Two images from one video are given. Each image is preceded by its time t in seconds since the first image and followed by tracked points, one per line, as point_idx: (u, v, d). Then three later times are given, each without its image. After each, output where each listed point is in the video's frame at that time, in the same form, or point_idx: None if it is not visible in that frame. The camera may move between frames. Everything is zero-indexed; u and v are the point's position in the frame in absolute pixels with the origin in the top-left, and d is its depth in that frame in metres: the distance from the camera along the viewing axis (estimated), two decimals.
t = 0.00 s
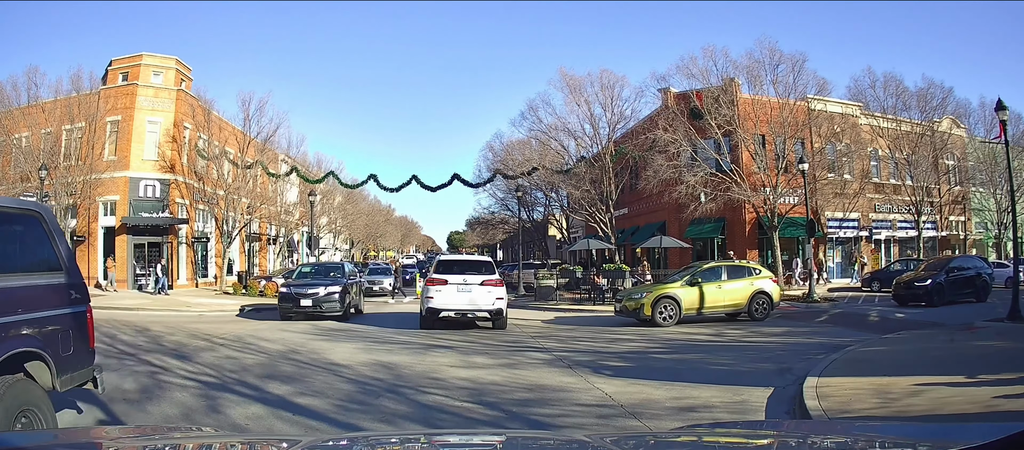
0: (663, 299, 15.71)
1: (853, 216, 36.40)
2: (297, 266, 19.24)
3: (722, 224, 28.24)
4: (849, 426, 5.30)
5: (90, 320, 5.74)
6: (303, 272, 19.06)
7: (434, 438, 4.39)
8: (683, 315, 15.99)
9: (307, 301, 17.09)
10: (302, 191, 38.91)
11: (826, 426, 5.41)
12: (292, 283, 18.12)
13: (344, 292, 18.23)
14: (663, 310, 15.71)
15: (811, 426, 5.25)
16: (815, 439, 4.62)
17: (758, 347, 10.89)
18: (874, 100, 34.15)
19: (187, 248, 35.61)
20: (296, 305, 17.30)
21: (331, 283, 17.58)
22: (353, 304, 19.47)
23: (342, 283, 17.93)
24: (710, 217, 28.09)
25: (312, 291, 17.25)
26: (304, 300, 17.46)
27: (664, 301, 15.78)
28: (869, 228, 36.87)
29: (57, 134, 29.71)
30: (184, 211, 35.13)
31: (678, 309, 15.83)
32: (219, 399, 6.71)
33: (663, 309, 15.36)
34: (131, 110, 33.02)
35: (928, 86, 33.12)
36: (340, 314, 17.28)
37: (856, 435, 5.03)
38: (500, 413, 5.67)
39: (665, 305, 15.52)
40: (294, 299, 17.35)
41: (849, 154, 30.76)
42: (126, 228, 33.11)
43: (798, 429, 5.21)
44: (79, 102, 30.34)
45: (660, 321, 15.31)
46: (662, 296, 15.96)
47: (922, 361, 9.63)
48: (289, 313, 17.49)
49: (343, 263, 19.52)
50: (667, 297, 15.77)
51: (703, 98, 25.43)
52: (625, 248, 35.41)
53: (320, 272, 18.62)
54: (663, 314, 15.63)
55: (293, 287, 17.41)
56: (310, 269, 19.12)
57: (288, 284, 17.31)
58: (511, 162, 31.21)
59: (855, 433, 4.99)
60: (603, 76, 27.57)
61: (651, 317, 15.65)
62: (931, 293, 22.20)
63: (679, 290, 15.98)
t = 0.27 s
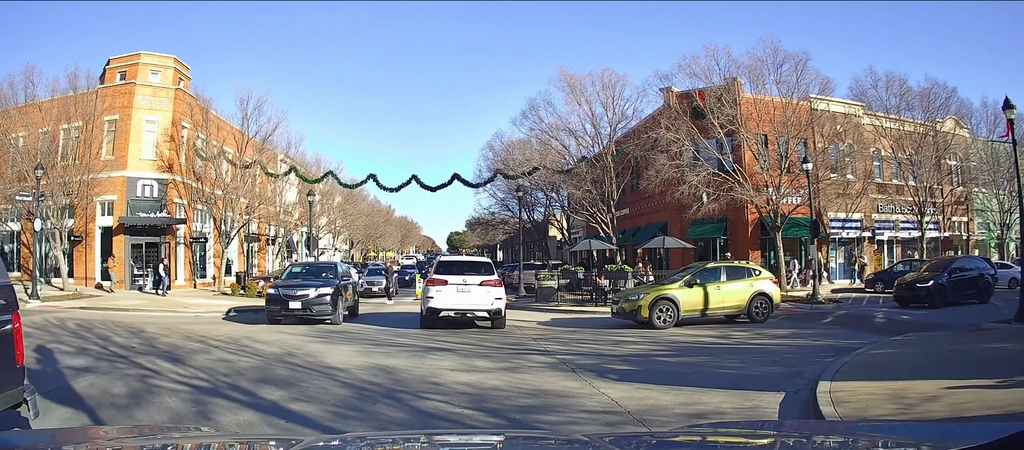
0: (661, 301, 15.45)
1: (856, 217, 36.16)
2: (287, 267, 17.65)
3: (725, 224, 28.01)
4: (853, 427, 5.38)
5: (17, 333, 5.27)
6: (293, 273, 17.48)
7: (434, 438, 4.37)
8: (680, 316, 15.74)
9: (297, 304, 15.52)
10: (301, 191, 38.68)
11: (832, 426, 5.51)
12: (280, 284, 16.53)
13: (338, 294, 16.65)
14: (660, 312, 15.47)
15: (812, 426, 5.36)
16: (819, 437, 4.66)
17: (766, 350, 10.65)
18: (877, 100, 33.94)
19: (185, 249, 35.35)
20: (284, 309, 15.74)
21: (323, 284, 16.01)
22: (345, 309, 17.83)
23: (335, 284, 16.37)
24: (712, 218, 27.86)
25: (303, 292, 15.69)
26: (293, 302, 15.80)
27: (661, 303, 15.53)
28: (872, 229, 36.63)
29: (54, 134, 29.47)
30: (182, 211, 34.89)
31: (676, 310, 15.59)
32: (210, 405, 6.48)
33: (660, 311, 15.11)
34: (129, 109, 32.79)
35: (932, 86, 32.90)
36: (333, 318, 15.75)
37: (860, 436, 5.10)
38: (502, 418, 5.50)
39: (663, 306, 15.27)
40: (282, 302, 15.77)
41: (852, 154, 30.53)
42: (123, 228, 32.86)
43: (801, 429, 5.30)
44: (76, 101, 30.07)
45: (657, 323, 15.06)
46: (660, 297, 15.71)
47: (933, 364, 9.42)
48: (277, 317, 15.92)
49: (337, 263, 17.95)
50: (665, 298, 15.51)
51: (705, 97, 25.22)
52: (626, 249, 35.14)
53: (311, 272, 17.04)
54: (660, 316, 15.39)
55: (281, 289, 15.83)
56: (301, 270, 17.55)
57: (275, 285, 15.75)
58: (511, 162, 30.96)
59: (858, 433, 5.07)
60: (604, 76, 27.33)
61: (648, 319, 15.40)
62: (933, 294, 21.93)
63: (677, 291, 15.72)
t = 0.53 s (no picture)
0: (658, 302, 15.18)
1: (858, 216, 35.91)
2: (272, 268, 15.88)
3: (727, 225, 27.76)
4: (866, 428, 5.26)
5: None
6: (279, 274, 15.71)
7: (433, 437, 4.37)
8: (679, 318, 15.46)
9: (284, 310, 13.88)
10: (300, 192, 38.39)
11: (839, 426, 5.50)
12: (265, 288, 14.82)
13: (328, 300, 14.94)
14: (658, 314, 15.20)
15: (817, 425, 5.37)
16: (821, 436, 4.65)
17: (774, 353, 10.36)
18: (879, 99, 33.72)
19: (182, 250, 35.05)
20: (269, 315, 14.08)
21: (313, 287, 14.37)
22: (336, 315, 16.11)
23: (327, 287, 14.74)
24: (714, 218, 27.63)
25: (290, 297, 14.03)
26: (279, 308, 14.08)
27: (659, 304, 15.26)
28: (874, 228, 36.37)
29: (51, 135, 29.19)
30: (180, 213, 34.59)
31: (674, 313, 15.30)
32: (198, 413, 6.20)
33: (658, 313, 14.83)
34: (126, 110, 32.52)
35: (934, 85, 32.71)
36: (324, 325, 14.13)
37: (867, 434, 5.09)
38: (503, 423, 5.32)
39: (661, 308, 14.99)
40: (267, 307, 14.11)
41: (854, 154, 30.31)
42: (120, 229, 32.58)
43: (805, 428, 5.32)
44: (72, 102, 29.76)
45: (655, 326, 14.77)
46: (658, 299, 15.44)
47: (948, 366, 9.14)
48: (262, 324, 14.26)
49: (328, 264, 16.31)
50: (662, 299, 15.24)
51: (706, 96, 25.00)
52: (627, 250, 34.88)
53: (300, 274, 15.38)
54: (658, 318, 15.11)
55: (267, 293, 14.17)
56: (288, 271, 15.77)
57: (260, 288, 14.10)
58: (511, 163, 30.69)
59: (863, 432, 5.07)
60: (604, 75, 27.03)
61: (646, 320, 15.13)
62: (936, 295, 21.64)
63: (675, 293, 15.45)
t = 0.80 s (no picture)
0: (656, 307, 14.84)
1: (861, 220, 35.64)
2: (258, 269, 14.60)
3: (729, 227, 27.54)
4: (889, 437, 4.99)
5: None
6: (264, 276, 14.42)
7: (434, 437, 4.57)
8: (677, 323, 15.12)
9: (267, 315, 12.55)
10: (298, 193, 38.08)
11: (838, 427, 5.63)
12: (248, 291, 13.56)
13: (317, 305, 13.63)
14: (655, 319, 14.86)
15: (816, 425, 5.54)
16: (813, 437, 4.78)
17: (784, 360, 10.07)
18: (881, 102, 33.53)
19: (179, 252, 34.71)
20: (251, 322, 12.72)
21: (299, 291, 13.06)
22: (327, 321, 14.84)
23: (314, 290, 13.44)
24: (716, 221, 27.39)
25: (274, 301, 12.71)
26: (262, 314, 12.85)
27: (657, 309, 14.94)
28: (877, 232, 36.10)
29: (47, 135, 28.88)
30: (176, 214, 34.24)
31: (672, 318, 14.95)
32: (184, 422, 5.90)
33: (656, 319, 14.48)
34: (122, 110, 32.22)
35: (937, 87, 32.53)
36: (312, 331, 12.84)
37: (863, 436, 5.23)
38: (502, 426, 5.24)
39: (659, 313, 14.64)
40: (248, 313, 12.78)
41: (857, 157, 30.08)
42: (116, 230, 32.26)
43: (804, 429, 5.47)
44: (69, 101, 29.45)
45: (653, 331, 14.43)
46: (655, 304, 15.08)
47: (963, 372, 8.87)
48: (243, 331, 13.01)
49: (317, 265, 14.97)
50: (661, 304, 14.88)
51: (709, 97, 24.75)
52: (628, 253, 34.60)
53: (286, 277, 14.02)
54: (655, 323, 14.77)
55: (248, 297, 12.83)
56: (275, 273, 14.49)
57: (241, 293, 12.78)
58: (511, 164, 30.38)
59: (859, 434, 5.20)
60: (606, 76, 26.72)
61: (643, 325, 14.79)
62: (941, 298, 21.12)
63: (673, 297, 15.14)
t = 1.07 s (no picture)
0: (654, 309, 14.46)
1: (864, 220, 35.34)
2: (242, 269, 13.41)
3: (732, 228, 27.24)
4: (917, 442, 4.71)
5: None
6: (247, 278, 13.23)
7: (433, 437, 4.56)
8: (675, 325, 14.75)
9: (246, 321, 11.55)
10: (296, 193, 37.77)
11: (840, 427, 5.59)
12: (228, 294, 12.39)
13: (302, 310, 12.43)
14: (653, 321, 14.48)
15: (820, 425, 5.49)
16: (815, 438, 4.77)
17: (795, 363, 9.76)
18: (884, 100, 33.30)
19: (176, 253, 34.37)
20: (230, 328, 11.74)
21: (282, 295, 12.01)
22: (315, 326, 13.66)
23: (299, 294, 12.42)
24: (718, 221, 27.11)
25: (254, 307, 11.71)
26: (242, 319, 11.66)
27: (654, 310, 14.58)
28: (881, 232, 35.79)
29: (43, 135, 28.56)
30: (173, 215, 33.90)
31: (669, 320, 14.57)
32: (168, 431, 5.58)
33: (653, 321, 14.11)
34: (118, 109, 31.91)
35: (941, 85, 32.31)
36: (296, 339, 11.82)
37: (866, 436, 5.20)
38: (502, 427, 5.19)
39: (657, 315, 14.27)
40: (227, 318, 11.78)
41: (860, 156, 29.82)
42: (113, 231, 31.95)
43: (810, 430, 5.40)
44: (64, 101, 29.12)
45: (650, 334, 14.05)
46: (652, 305, 14.71)
47: (981, 376, 8.56)
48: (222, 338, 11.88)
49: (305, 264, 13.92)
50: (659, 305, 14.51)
51: (710, 96, 24.54)
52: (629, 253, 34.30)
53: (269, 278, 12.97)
54: (653, 325, 14.40)
55: (227, 301, 11.83)
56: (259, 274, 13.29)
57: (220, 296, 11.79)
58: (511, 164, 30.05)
59: (863, 434, 5.16)
60: (607, 75, 26.38)
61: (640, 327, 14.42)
62: (947, 298, 20.56)
63: (670, 298, 14.75)
